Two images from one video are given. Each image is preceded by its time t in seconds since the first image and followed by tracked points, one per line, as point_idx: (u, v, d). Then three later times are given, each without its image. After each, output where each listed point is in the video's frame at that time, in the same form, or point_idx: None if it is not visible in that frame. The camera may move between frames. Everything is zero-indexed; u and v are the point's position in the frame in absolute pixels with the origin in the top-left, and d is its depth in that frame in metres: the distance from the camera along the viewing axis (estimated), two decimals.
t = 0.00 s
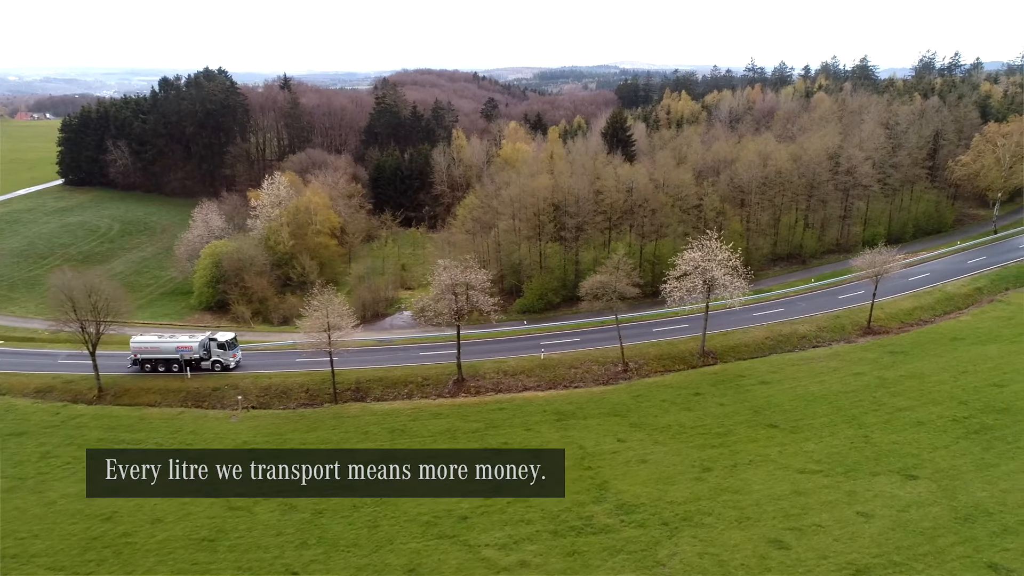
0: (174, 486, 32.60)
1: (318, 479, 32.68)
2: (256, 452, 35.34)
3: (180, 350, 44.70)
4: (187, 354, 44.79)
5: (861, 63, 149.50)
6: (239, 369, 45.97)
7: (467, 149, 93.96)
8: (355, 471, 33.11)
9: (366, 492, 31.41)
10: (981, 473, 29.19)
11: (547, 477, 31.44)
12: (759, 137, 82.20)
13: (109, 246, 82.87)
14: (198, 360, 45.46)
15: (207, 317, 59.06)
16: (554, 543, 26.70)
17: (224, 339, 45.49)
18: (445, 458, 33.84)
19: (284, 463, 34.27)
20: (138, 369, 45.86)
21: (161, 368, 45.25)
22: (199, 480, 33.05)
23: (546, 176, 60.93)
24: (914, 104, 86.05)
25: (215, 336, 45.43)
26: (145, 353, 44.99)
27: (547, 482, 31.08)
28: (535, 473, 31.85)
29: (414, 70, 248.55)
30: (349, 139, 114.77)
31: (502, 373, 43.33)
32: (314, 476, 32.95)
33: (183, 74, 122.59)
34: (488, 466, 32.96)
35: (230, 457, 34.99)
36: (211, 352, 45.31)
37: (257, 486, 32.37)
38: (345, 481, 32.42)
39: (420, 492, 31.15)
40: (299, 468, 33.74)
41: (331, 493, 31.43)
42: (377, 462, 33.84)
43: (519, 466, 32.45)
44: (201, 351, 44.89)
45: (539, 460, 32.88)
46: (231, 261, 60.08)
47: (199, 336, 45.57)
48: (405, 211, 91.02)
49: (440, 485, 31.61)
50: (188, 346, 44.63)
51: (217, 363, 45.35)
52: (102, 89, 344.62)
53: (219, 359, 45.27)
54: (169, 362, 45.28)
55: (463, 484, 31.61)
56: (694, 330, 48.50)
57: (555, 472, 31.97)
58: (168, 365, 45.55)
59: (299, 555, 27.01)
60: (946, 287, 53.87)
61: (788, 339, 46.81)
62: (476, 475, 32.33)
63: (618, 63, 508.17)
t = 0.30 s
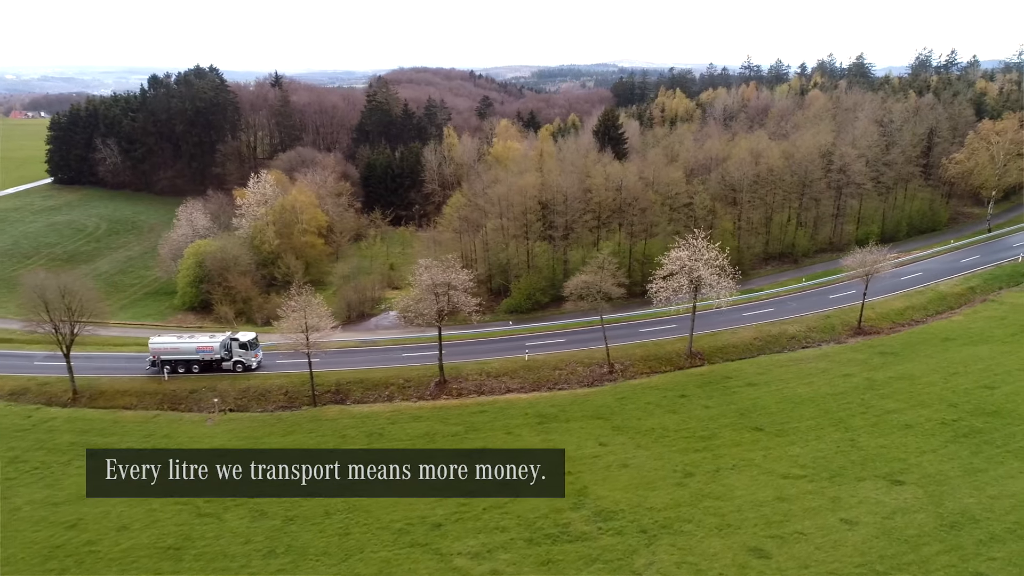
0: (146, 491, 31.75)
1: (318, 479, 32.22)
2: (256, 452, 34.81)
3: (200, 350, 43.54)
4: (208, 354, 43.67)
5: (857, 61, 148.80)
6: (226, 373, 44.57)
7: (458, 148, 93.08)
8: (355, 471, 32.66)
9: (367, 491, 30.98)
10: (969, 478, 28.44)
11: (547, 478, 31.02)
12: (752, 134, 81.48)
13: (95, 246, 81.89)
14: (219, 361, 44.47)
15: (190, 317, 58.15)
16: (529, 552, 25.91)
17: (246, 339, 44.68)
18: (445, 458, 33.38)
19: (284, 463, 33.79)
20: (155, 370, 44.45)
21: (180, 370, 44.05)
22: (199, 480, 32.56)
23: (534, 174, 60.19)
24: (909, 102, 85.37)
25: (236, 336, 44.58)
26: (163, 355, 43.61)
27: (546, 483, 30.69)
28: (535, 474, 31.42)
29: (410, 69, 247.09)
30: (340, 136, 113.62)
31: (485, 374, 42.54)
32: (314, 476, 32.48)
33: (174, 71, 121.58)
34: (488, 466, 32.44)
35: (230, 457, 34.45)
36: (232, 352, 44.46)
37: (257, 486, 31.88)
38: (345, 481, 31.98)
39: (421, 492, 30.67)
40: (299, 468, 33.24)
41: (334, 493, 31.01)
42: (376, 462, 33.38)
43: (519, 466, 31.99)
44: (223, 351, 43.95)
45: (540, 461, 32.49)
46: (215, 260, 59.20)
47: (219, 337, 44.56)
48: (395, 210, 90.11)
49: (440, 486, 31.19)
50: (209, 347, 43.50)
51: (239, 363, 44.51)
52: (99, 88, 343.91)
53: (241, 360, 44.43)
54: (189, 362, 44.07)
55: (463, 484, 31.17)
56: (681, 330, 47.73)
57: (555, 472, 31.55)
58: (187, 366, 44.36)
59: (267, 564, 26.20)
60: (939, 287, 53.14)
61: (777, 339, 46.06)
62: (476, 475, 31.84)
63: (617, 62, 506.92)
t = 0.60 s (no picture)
0: (115, 497, 30.87)
1: (318, 479, 31.84)
2: (256, 452, 34.38)
3: (222, 351, 42.55)
4: (229, 355, 42.67)
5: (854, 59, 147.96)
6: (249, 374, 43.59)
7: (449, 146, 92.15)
8: (355, 471, 32.25)
9: (366, 490, 30.56)
10: (956, 485, 27.64)
11: (547, 477, 30.67)
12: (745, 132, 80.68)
13: (80, 245, 80.85)
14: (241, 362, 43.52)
15: (172, 319, 57.25)
16: (501, 562, 25.10)
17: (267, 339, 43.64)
18: (445, 457, 32.97)
19: (284, 463, 33.38)
20: (175, 372, 43.37)
21: (200, 371, 43.06)
22: (199, 480, 32.14)
23: (521, 173, 59.36)
24: (903, 99, 84.65)
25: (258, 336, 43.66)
26: (184, 356, 42.58)
27: (547, 482, 30.34)
28: (535, 474, 30.99)
29: (405, 67, 245.88)
30: (330, 134, 112.59)
31: (466, 377, 41.68)
32: (314, 476, 32.09)
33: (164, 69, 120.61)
34: (488, 466, 32.06)
35: (230, 457, 34.03)
36: (254, 352, 43.52)
37: (257, 485, 31.45)
38: (345, 481, 31.56)
39: (420, 491, 30.25)
40: (299, 468, 32.86)
41: (333, 494, 30.59)
42: (376, 462, 33.00)
43: (519, 466, 31.64)
44: (244, 351, 42.99)
45: (540, 460, 32.16)
46: (197, 260, 58.30)
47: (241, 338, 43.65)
48: (385, 209, 89.23)
49: (440, 485, 30.75)
50: (231, 348, 42.49)
51: (261, 364, 43.57)
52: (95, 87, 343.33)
53: (263, 360, 43.42)
54: (210, 364, 43.05)
55: (463, 484, 30.76)
56: (667, 331, 46.98)
57: (556, 471, 31.22)
58: (208, 368, 43.36)
59: None
60: (931, 287, 52.37)
61: (765, 341, 45.25)
62: (476, 475, 31.43)
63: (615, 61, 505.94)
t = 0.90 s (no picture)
0: (79, 504, 29.97)
1: (318, 479, 31.45)
2: (237, 457, 33.71)
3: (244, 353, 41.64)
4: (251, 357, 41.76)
5: (850, 57, 146.76)
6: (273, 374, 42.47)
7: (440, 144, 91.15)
8: (355, 471, 31.85)
9: (366, 490, 30.19)
10: (941, 493, 26.83)
11: (547, 478, 30.32)
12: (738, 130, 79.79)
13: (65, 245, 79.87)
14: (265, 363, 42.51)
15: (153, 320, 56.38)
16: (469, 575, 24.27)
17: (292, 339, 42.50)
18: (438, 460, 32.48)
19: (284, 463, 33.03)
20: (198, 375, 42.52)
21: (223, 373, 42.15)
22: (199, 480, 31.82)
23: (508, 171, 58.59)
24: (898, 97, 83.81)
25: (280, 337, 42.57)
26: (204, 358, 41.78)
27: (547, 483, 29.98)
28: (534, 474, 30.67)
29: (402, 65, 244.80)
30: (321, 133, 111.49)
31: (447, 380, 40.81)
32: (313, 476, 31.73)
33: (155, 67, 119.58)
34: (488, 466, 31.75)
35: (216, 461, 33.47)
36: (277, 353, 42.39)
37: (256, 486, 31.10)
38: (344, 481, 31.16)
39: (409, 494, 29.73)
40: (299, 468, 32.49)
41: (333, 494, 30.19)
42: (377, 462, 32.63)
43: (519, 466, 31.34)
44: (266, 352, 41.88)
45: (540, 461, 31.81)
46: (179, 260, 57.40)
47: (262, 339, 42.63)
48: (375, 208, 88.33)
49: (440, 486, 30.39)
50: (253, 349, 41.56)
51: (284, 365, 42.41)
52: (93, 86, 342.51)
53: (287, 361, 42.29)
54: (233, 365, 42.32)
55: (463, 485, 30.36)
56: (653, 332, 46.10)
57: (553, 472, 30.72)
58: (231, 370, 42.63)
59: None
60: (923, 287, 51.54)
61: (753, 342, 44.43)
62: (476, 475, 31.09)
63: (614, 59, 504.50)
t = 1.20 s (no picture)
0: (41, 512, 29.04)
1: (306, 481, 30.99)
2: (208, 463, 32.84)
3: (268, 353, 40.75)
4: (276, 356, 40.94)
5: (847, 55, 145.65)
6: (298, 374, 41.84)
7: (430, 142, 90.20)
8: (355, 470, 31.45)
9: (346, 497, 29.49)
10: (926, 502, 25.98)
11: (548, 477, 30.01)
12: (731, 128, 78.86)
13: (50, 245, 78.89)
14: (288, 362, 41.83)
15: (133, 321, 55.49)
16: None
17: (316, 338, 42.08)
18: (418, 466, 31.69)
19: (255, 470, 32.16)
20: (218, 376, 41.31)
21: (246, 373, 41.22)
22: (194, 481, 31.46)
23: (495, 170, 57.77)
24: (892, 94, 82.90)
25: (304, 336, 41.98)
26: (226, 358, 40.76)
27: (547, 483, 29.63)
28: (534, 475, 30.39)
29: (398, 65, 243.56)
30: (312, 131, 110.46)
31: (426, 383, 39.93)
32: (313, 476, 31.35)
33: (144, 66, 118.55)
34: (488, 466, 31.36)
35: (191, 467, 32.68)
36: (301, 352, 41.85)
37: (257, 486, 30.79)
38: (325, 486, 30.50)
39: (381, 502, 28.91)
40: (300, 468, 32.18)
41: (310, 499, 29.50)
42: (377, 462, 32.24)
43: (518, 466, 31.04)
44: (291, 351, 41.16)
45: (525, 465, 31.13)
46: (160, 261, 56.51)
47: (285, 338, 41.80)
48: (365, 208, 87.39)
49: (422, 489, 29.80)
50: (278, 348, 40.76)
51: (309, 364, 41.89)
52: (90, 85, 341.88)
53: (312, 361, 41.88)
54: (255, 365, 41.35)
55: (445, 487, 29.80)
56: (638, 334, 45.29)
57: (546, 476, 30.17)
58: (253, 370, 41.66)
59: None
60: (915, 288, 50.64)
61: (740, 344, 43.54)
62: (476, 475, 30.73)
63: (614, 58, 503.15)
